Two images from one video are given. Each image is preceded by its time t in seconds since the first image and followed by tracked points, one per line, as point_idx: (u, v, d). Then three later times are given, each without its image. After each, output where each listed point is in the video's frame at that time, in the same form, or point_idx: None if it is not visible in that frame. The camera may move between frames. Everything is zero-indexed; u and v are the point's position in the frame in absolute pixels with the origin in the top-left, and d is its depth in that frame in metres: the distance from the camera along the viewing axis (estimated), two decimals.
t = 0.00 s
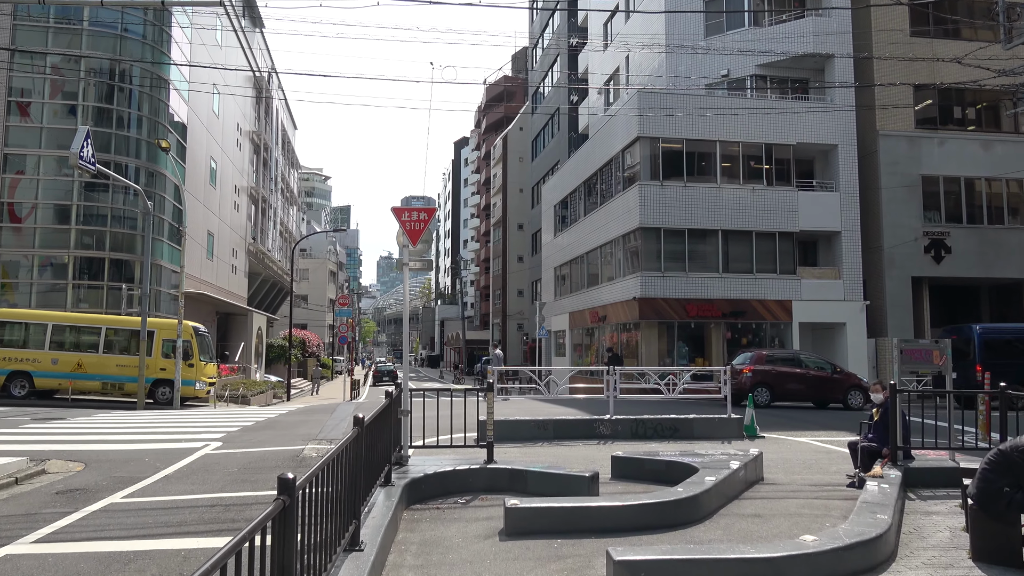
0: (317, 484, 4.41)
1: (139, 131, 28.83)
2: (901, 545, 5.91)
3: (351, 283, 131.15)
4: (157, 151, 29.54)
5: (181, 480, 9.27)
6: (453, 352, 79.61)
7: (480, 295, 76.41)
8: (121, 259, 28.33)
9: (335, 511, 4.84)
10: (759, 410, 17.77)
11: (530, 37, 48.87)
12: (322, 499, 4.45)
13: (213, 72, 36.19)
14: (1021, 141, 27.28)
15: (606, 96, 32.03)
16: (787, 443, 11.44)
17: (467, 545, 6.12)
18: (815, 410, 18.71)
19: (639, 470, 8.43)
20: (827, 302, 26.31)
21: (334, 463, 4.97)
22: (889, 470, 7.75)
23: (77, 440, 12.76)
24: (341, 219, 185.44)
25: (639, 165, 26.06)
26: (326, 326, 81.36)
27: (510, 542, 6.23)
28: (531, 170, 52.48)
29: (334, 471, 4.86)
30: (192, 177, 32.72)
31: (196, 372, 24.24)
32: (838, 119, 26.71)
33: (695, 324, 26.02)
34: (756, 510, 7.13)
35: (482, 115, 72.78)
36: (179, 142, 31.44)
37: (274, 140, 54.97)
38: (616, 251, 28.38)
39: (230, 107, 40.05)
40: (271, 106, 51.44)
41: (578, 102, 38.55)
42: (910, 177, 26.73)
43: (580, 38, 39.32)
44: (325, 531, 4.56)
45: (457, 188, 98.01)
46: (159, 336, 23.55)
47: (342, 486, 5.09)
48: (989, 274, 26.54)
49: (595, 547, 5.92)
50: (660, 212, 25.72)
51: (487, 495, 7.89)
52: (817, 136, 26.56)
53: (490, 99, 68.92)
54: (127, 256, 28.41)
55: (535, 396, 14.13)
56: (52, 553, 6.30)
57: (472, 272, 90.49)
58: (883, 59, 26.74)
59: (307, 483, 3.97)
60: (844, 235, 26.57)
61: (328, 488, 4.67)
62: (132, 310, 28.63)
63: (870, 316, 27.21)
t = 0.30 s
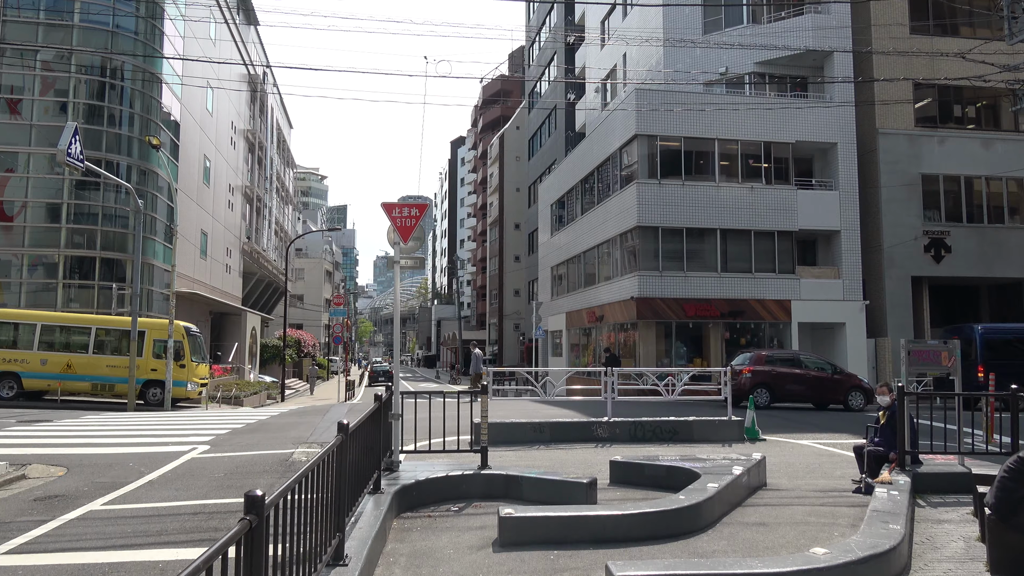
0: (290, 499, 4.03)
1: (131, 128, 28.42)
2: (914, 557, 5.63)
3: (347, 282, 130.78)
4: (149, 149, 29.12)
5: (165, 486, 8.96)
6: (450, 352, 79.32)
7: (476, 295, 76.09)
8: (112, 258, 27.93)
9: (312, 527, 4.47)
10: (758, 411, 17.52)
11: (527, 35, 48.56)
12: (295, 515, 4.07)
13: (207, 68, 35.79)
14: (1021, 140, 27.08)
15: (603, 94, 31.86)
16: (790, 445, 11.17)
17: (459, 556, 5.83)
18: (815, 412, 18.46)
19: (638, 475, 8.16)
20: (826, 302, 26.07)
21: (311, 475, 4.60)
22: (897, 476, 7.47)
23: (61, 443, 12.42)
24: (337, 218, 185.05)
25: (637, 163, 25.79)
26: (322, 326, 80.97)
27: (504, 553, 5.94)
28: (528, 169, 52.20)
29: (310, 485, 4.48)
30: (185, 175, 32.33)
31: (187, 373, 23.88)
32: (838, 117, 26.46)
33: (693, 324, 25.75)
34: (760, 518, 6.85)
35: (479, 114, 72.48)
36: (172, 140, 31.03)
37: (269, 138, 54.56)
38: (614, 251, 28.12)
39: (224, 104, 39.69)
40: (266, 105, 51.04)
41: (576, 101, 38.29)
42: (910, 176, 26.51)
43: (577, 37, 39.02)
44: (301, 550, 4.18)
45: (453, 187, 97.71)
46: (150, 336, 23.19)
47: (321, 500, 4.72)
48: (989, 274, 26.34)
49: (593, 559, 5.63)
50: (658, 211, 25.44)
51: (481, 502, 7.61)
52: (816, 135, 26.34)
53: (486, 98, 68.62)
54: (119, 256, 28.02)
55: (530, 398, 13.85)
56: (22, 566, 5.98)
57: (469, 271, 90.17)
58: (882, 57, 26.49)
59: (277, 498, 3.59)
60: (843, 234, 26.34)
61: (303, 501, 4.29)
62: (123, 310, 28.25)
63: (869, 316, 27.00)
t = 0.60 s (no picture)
0: (266, 513, 3.70)
1: (123, 124, 28.04)
2: (931, 571, 5.35)
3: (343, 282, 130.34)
4: (141, 146, 28.72)
5: (148, 491, 8.63)
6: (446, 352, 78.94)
7: (473, 294, 75.76)
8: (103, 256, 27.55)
9: (291, 542, 4.13)
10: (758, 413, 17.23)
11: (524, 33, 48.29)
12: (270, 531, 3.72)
13: (201, 64, 35.44)
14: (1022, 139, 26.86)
15: (602, 93, 31.66)
16: (792, 449, 10.89)
17: (452, 569, 5.52)
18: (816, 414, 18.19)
19: (638, 480, 7.86)
20: (826, 303, 25.82)
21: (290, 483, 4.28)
22: (908, 483, 7.18)
23: (45, 445, 12.08)
24: (334, 218, 184.56)
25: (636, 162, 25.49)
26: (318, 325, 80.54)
27: (499, 565, 5.63)
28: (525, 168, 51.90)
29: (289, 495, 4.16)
30: (178, 172, 31.95)
31: (179, 373, 23.51)
32: (838, 116, 26.25)
33: (692, 324, 25.47)
34: (767, 527, 6.56)
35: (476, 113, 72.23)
36: (164, 137, 30.65)
37: (264, 136, 54.20)
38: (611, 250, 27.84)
39: (219, 101, 39.36)
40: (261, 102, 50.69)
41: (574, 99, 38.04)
42: (910, 175, 26.28)
43: (575, 35, 38.77)
44: (277, 567, 3.84)
45: (450, 186, 97.43)
46: (140, 335, 22.85)
47: (302, 511, 4.39)
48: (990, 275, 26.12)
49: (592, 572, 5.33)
50: (657, 210, 25.16)
51: (476, 509, 7.30)
52: (816, 134, 26.13)
53: (483, 97, 68.32)
54: (110, 254, 27.65)
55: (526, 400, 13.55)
56: None
57: (465, 271, 89.87)
58: (883, 54, 26.24)
59: (248, 512, 3.27)
60: (844, 233, 26.11)
61: (283, 514, 3.96)
62: (114, 309, 27.88)
63: (869, 316, 26.77)
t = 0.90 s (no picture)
0: (244, 529, 3.39)
1: (117, 120, 27.68)
2: None
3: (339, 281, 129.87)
4: (134, 142, 28.37)
5: (132, 496, 8.31)
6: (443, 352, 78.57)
7: (470, 294, 75.42)
8: (96, 254, 27.20)
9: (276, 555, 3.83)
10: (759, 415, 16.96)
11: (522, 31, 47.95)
12: (251, 548, 3.40)
13: (196, 60, 35.07)
14: None
15: (600, 91, 31.40)
16: (797, 452, 10.62)
17: None
18: (817, 415, 17.92)
19: (641, 485, 7.58)
20: (827, 303, 25.56)
21: (274, 495, 3.96)
22: (923, 489, 6.91)
23: (29, 446, 11.75)
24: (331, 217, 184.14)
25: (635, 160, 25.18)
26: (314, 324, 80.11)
27: None
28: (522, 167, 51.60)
29: (273, 508, 3.84)
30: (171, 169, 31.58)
31: (171, 372, 23.15)
32: (839, 114, 26.02)
33: (692, 324, 25.20)
34: (777, 536, 6.27)
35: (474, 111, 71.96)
36: (158, 134, 30.27)
37: (260, 134, 53.83)
38: (610, 249, 27.56)
39: (214, 97, 39.02)
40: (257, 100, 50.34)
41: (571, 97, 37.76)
42: (911, 174, 26.04)
43: (573, 33, 38.49)
44: None
45: (448, 185, 97.08)
46: (132, 334, 22.50)
47: (288, 523, 4.09)
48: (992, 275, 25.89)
49: None
50: (657, 209, 24.88)
51: (472, 516, 7.01)
52: (817, 132, 25.92)
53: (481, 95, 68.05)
54: (103, 252, 27.29)
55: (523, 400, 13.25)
56: None
57: (463, 270, 89.51)
58: (885, 52, 25.99)
59: (220, 532, 2.96)
60: (845, 233, 25.87)
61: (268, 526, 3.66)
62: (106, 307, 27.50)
63: (870, 316, 26.53)
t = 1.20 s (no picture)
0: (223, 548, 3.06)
1: (109, 119, 27.30)
2: None
3: (337, 281, 129.42)
4: (127, 142, 27.94)
5: (115, 504, 7.99)
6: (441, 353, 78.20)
7: (468, 295, 75.07)
8: (88, 254, 26.83)
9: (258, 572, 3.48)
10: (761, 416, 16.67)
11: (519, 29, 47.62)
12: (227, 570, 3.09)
13: (189, 58, 34.69)
14: None
15: (597, 89, 31.12)
16: (802, 455, 10.33)
17: None
18: (820, 417, 17.64)
19: (646, 493, 7.27)
20: (828, 303, 25.30)
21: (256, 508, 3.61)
22: (940, 497, 6.62)
23: (13, 451, 11.42)
24: (328, 217, 183.67)
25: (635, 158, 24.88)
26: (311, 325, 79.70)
27: None
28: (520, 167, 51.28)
29: (254, 524, 3.50)
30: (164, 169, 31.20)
31: (164, 374, 22.79)
32: (840, 111, 25.76)
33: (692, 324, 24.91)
34: (789, 547, 5.97)
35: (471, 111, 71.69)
36: (151, 133, 29.87)
37: (256, 133, 53.52)
38: (609, 248, 27.27)
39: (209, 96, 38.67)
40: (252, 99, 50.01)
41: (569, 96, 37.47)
42: (913, 172, 25.78)
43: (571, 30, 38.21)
44: None
45: (445, 185, 96.70)
46: (123, 336, 22.15)
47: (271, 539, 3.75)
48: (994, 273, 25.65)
49: None
50: (657, 208, 24.58)
51: (469, 526, 6.70)
52: (818, 130, 25.66)
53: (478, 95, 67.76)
54: (95, 252, 26.93)
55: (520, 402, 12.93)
56: None
57: (460, 270, 89.14)
58: (886, 49, 25.71)
59: (184, 560, 2.65)
60: (846, 231, 25.60)
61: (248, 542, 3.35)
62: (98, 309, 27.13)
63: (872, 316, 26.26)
